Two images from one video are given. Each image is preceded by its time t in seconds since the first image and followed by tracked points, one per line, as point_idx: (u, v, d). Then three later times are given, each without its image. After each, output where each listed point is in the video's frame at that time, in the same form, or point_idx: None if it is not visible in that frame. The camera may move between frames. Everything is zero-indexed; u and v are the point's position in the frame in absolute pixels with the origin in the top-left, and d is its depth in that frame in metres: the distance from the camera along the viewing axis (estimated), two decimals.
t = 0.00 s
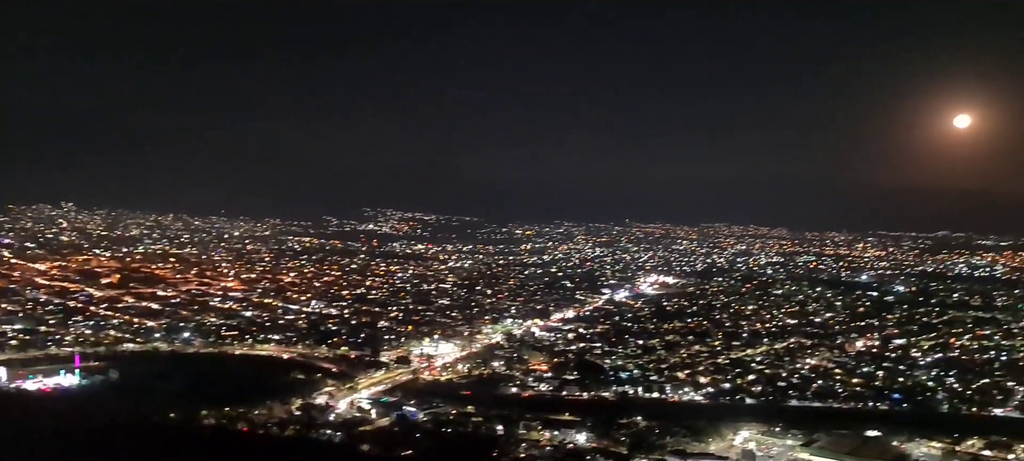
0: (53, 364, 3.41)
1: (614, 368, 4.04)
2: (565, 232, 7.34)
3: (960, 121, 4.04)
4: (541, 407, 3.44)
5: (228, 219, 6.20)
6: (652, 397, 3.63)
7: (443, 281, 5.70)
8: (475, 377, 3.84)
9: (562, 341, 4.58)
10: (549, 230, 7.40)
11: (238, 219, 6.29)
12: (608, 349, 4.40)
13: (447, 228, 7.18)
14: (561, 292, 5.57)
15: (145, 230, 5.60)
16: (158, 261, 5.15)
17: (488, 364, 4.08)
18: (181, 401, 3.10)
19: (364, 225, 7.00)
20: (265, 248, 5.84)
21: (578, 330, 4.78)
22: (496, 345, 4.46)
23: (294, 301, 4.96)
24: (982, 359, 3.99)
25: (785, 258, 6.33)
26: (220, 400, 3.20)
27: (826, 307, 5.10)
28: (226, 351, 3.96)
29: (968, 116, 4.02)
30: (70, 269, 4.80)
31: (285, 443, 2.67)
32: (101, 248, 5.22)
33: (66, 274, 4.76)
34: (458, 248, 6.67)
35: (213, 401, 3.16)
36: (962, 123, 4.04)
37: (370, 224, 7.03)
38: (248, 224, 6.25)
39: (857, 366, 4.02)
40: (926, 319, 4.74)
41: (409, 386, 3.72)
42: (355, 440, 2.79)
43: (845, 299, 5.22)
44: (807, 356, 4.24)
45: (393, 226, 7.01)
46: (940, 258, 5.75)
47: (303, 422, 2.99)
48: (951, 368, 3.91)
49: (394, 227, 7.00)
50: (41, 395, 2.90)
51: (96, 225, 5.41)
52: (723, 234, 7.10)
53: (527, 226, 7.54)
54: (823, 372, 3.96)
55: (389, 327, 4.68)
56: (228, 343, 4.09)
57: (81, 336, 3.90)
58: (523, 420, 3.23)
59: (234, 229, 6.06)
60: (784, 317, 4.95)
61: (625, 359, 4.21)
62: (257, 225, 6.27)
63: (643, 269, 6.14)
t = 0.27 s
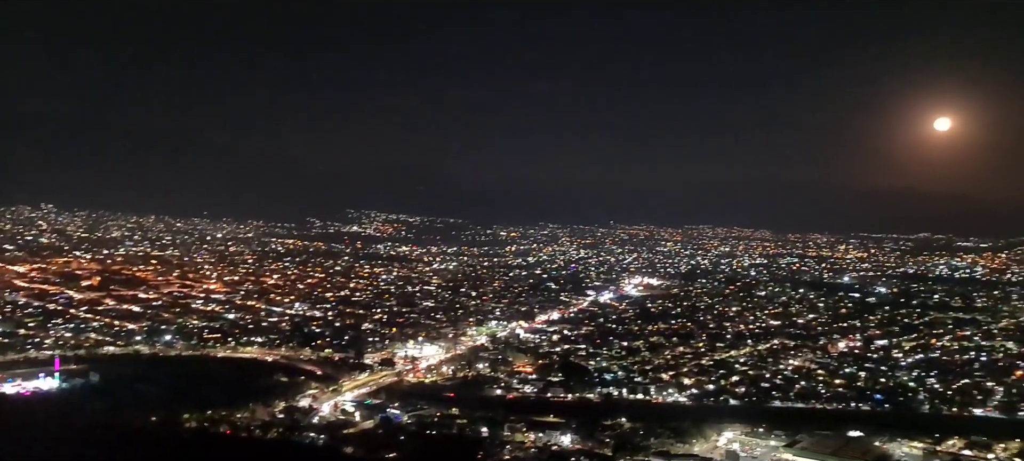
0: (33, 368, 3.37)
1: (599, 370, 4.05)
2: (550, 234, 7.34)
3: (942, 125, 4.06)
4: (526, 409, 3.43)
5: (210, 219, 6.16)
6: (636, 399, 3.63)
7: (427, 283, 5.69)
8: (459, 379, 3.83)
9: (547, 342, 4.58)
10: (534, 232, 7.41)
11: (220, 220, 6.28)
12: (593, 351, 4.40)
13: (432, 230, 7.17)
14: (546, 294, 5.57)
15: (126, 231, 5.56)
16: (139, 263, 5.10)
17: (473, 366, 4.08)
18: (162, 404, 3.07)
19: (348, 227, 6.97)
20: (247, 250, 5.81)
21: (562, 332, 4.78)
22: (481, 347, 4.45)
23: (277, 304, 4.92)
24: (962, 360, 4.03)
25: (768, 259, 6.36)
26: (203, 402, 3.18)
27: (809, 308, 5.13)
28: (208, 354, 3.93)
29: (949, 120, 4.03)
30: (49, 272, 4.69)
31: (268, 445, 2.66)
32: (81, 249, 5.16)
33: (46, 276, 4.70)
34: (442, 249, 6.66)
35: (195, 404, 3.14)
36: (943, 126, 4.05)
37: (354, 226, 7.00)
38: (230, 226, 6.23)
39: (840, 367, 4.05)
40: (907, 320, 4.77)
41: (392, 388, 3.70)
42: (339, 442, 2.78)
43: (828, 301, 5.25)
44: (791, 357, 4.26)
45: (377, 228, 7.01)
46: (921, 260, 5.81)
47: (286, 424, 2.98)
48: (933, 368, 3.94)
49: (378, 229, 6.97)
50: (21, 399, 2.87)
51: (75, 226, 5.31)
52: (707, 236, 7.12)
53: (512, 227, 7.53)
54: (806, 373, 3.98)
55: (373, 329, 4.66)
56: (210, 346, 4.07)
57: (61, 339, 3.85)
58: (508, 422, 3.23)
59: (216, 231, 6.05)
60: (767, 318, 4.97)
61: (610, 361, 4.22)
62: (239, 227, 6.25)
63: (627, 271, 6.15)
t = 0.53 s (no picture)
0: None
1: (566, 373, 4.06)
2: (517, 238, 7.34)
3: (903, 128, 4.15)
4: (493, 413, 3.43)
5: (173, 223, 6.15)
6: (603, 402, 3.65)
7: (393, 286, 5.66)
8: (426, 383, 3.82)
9: (514, 346, 4.57)
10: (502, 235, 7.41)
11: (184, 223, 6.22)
12: (560, 354, 4.41)
13: (399, 233, 7.14)
14: (513, 297, 5.57)
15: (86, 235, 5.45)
16: (99, 267, 5.00)
17: (440, 370, 4.06)
18: (123, 410, 3.02)
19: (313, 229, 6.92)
20: (211, 253, 5.74)
21: (530, 335, 4.78)
22: (448, 351, 4.44)
23: (241, 307, 4.86)
24: (922, 362, 4.10)
25: (733, 262, 6.42)
26: (165, 408, 3.14)
27: (773, 311, 5.18)
28: (171, 358, 3.87)
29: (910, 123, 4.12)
30: (7, 277, 4.66)
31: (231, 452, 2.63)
32: (39, 253, 5.06)
33: (3, 280, 4.59)
34: (409, 252, 6.63)
35: (156, 410, 3.09)
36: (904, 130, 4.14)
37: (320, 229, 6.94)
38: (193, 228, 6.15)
39: (803, 369, 4.10)
40: (869, 322, 4.85)
41: (358, 392, 3.67)
42: (303, 447, 2.75)
43: (792, 303, 5.32)
44: (755, 359, 4.31)
45: (343, 230, 6.98)
46: (883, 263, 5.92)
47: (250, 429, 2.94)
48: (894, 370, 4.00)
49: (345, 232, 6.92)
50: None
51: (31, 230, 5.30)
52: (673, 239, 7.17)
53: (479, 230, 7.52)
54: (770, 375, 4.02)
55: (339, 333, 4.62)
56: (173, 350, 4.01)
57: (18, 343, 3.77)
58: (475, 426, 3.22)
59: (179, 233, 5.97)
60: (732, 321, 5.02)
61: (577, 364, 4.23)
62: (203, 230, 6.17)
63: (594, 274, 6.17)
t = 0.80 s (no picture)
0: None
1: (541, 374, 4.06)
2: (492, 239, 7.33)
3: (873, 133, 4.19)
4: (468, 415, 3.42)
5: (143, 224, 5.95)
6: (578, 403, 3.65)
7: (368, 288, 5.63)
8: (400, 385, 3.80)
9: (489, 348, 4.57)
10: (477, 237, 7.40)
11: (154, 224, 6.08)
12: (534, 356, 4.41)
13: (373, 235, 7.11)
14: (488, 300, 5.56)
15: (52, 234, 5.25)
16: (66, 268, 4.91)
17: (414, 372, 4.04)
18: (91, 414, 2.98)
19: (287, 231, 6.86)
20: (182, 255, 5.67)
21: (504, 337, 4.78)
22: (422, 353, 4.42)
23: (212, 310, 4.81)
24: (893, 362, 4.16)
25: (707, 264, 6.46)
26: (135, 412, 3.10)
27: (747, 313, 5.22)
28: (141, 362, 3.83)
29: (880, 129, 4.15)
30: None
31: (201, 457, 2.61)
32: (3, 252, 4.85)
33: None
34: (384, 254, 6.61)
35: (125, 414, 3.06)
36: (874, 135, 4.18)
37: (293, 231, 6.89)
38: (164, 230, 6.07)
39: (776, 370, 4.13)
40: (841, 324, 4.90)
41: (332, 395, 3.65)
42: (275, 451, 2.73)
43: (764, 305, 5.36)
44: (729, 360, 4.33)
45: (316, 232, 6.94)
46: (853, 265, 6.01)
47: (222, 433, 2.92)
48: (864, 371, 4.05)
49: (318, 234, 6.86)
50: None
51: None
52: (647, 241, 7.21)
53: (454, 232, 7.51)
54: (743, 376, 4.05)
55: (312, 335, 4.59)
56: (142, 353, 3.96)
57: None
58: (449, 428, 3.21)
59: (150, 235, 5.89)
60: (706, 323, 5.05)
61: (552, 366, 4.24)
62: (174, 231, 6.10)
63: (569, 276, 6.18)
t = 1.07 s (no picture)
0: None
1: (522, 378, 4.05)
2: (474, 243, 7.32)
3: (852, 137, 4.23)
4: (449, 418, 3.41)
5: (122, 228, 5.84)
6: (559, 406, 3.65)
7: (349, 292, 5.60)
8: (381, 389, 3.78)
9: (470, 351, 4.55)
10: (458, 240, 7.39)
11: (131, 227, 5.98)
12: (516, 359, 4.40)
13: (355, 239, 7.09)
14: (469, 303, 5.55)
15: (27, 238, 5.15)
16: (42, 271, 4.83)
17: (395, 375, 4.03)
18: (67, 419, 2.95)
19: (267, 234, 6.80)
20: (160, 259, 5.62)
21: (486, 341, 4.77)
22: (404, 356, 4.40)
23: (191, 314, 4.77)
24: (871, 364, 4.19)
25: (688, 268, 6.48)
26: (112, 417, 3.07)
27: (727, 316, 5.24)
28: (118, 366, 3.79)
29: (858, 134, 4.19)
30: None
31: None
32: None
33: None
34: (365, 257, 6.58)
35: (102, 419, 3.02)
36: (853, 139, 4.23)
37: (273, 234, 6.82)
38: (142, 234, 5.98)
39: (756, 373, 4.15)
40: (820, 326, 4.94)
41: (312, 399, 3.63)
42: (255, 456, 2.71)
43: (745, 308, 5.38)
44: (710, 363, 4.35)
45: (297, 235, 6.88)
46: (832, 269, 6.07)
47: (200, 438, 2.89)
48: (843, 373, 4.07)
49: (298, 237, 6.82)
50: None
51: None
52: (629, 245, 7.23)
53: (436, 235, 7.49)
54: (724, 379, 4.07)
55: (292, 339, 4.56)
56: (119, 358, 3.92)
57: None
58: (431, 432, 3.20)
59: (127, 238, 5.81)
60: (687, 326, 5.07)
61: (533, 369, 4.23)
62: (152, 234, 6.05)
63: (551, 279, 6.18)
